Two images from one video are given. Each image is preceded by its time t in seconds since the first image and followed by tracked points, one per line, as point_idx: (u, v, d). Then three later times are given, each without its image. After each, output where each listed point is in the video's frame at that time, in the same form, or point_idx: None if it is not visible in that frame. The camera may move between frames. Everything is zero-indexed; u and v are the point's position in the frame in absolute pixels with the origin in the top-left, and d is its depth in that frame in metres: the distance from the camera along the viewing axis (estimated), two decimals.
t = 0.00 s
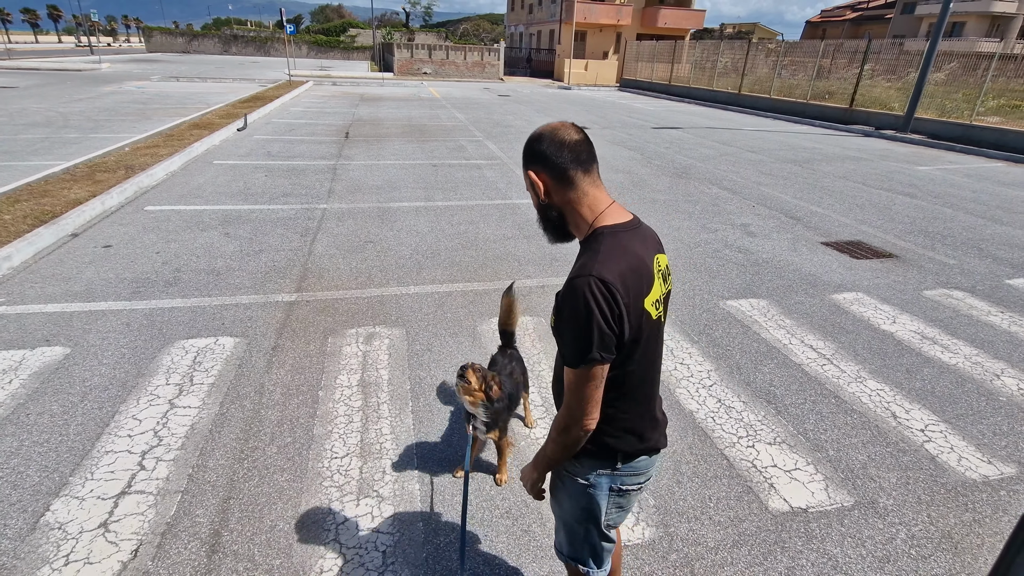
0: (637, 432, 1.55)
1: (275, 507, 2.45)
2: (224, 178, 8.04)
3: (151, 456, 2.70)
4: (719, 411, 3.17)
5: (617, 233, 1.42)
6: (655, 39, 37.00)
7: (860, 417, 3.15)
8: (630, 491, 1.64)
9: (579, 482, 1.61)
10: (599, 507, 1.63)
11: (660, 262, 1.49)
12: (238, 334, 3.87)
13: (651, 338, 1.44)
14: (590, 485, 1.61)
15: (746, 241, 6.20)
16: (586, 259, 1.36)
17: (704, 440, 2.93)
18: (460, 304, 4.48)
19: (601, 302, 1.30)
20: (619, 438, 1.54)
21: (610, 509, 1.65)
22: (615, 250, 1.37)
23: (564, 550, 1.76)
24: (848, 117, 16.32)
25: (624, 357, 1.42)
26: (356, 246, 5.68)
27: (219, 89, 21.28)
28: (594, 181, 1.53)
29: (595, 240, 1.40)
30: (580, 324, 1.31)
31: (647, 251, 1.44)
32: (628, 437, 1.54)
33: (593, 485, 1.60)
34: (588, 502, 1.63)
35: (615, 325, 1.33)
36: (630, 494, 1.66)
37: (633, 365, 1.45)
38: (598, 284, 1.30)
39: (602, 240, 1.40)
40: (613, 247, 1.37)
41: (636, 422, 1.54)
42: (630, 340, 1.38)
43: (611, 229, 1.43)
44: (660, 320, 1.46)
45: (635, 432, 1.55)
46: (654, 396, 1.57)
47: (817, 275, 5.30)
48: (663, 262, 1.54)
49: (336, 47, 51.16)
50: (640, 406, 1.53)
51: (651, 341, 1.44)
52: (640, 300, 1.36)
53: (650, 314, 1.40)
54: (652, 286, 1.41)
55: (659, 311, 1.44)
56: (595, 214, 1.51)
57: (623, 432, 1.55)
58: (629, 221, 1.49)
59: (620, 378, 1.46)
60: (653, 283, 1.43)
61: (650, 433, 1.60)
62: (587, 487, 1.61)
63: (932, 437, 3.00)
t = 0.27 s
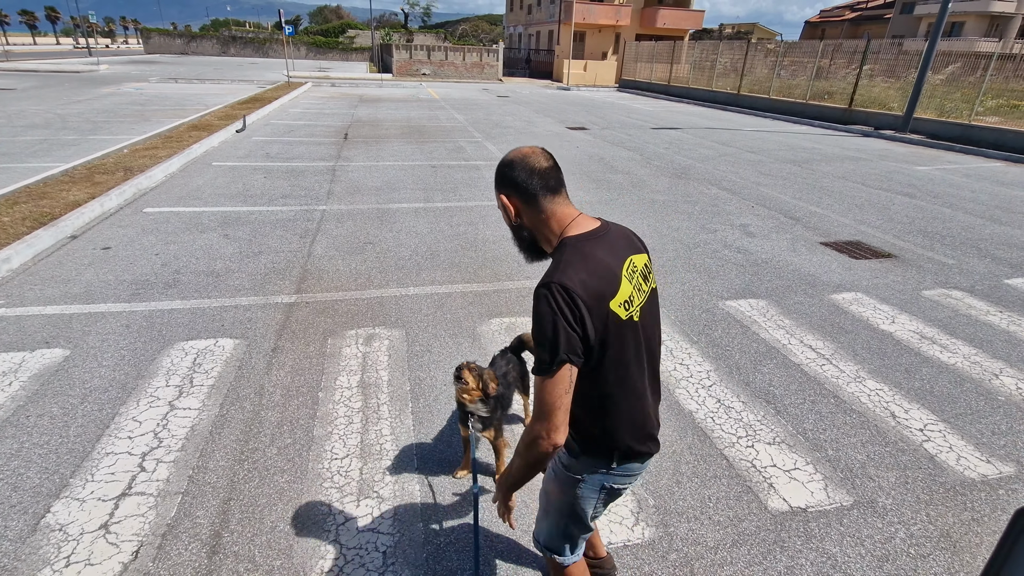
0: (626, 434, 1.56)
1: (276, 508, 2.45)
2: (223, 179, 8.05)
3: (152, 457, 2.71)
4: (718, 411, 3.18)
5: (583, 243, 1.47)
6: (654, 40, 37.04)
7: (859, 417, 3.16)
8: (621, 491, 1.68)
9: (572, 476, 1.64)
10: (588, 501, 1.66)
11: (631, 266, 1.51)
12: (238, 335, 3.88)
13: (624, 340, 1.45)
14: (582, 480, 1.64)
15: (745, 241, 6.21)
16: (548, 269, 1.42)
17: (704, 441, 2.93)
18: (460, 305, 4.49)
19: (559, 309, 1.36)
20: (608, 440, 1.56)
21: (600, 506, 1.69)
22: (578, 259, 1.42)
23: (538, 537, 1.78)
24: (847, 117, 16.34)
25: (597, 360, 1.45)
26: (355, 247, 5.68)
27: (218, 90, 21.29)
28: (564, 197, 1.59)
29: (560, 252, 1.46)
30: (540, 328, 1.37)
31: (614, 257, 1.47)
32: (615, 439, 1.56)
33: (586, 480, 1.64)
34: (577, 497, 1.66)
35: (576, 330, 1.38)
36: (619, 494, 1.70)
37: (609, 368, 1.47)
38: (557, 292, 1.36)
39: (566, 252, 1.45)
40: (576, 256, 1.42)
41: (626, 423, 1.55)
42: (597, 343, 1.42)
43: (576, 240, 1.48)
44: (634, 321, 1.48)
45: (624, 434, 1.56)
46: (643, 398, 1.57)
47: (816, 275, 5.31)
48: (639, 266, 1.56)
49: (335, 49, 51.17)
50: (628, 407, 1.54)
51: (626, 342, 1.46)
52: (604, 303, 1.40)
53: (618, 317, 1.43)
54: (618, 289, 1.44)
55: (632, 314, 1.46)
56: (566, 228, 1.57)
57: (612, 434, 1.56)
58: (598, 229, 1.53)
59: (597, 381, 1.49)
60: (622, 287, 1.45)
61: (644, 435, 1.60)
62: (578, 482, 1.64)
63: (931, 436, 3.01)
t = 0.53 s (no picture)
0: (632, 428, 1.69)
1: (278, 508, 2.46)
2: (224, 181, 8.06)
3: (154, 458, 2.71)
4: (719, 411, 3.18)
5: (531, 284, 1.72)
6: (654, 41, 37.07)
7: (860, 416, 3.16)
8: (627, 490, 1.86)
9: (593, 473, 1.78)
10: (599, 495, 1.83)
11: (579, 285, 1.72)
12: (240, 336, 3.88)
13: (588, 343, 1.63)
14: (601, 476, 1.78)
15: (745, 241, 6.21)
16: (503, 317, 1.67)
17: (705, 441, 2.94)
18: (461, 306, 4.49)
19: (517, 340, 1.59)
20: (616, 436, 1.71)
21: (610, 497, 1.87)
22: (528, 296, 1.67)
23: (532, 525, 1.91)
24: (848, 117, 16.34)
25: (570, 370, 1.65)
26: (356, 248, 5.69)
27: (218, 92, 21.30)
28: (513, 255, 1.88)
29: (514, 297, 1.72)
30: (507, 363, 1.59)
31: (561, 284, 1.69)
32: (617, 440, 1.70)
33: (606, 478, 1.78)
34: (594, 492, 1.81)
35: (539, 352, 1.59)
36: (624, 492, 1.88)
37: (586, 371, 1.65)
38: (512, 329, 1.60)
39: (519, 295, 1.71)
40: (527, 294, 1.68)
41: (628, 417, 1.69)
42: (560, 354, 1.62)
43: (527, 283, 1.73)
44: (595, 326, 1.66)
45: (630, 426, 1.69)
46: (638, 390, 1.70)
47: (817, 275, 5.31)
48: (590, 284, 1.76)
49: (335, 50, 51.23)
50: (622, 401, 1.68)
51: (592, 347, 1.64)
52: (557, 321, 1.61)
53: (575, 326, 1.62)
54: (569, 305, 1.65)
55: (590, 320, 1.65)
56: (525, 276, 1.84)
57: (619, 432, 1.70)
58: (542, 268, 1.78)
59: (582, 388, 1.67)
60: (572, 304, 1.66)
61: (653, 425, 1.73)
62: (598, 478, 1.78)
63: (932, 436, 3.01)
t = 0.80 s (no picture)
0: (617, 372, 1.81)
1: (278, 508, 2.46)
2: (225, 182, 8.08)
3: (154, 458, 2.71)
4: (720, 412, 3.17)
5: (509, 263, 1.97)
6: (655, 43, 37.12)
7: (862, 418, 3.15)
8: (636, 440, 1.93)
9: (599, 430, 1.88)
10: (609, 454, 1.91)
11: (551, 258, 1.97)
12: (240, 337, 3.89)
13: (559, 298, 1.82)
14: (606, 433, 1.88)
15: (746, 243, 6.20)
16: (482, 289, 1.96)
17: (705, 442, 2.93)
18: (462, 306, 4.49)
19: (491, 304, 1.85)
20: (605, 385, 1.83)
21: (623, 455, 1.95)
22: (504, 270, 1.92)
23: (556, 505, 1.99)
24: (849, 118, 16.33)
25: (545, 325, 1.83)
26: (357, 249, 5.70)
27: (220, 93, 21.35)
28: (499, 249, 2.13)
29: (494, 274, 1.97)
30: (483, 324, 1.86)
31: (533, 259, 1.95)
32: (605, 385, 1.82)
33: (611, 432, 1.88)
34: (603, 449, 1.89)
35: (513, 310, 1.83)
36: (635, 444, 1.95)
37: (562, 324, 1.82)
38: (488, 297, 1.87)
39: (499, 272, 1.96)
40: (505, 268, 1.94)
41: (610, 364, 1.82)
42: (534, 310, 1.82)
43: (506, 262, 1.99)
44: (565, 284, 1.86)
45: (615, 372, 1.82)
46: (617, 340, 1.84)
47: (818, 276, 5.30)
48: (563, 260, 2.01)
49: (337, 52, 51.35)
50: (601, 349, 1.82)
51: (564, 302, 1.83)
52: (527, 282, 1.85)
53: (546, 286, 1.84)
54: (540, 270, 1.89)
55: (559, 280, 1.87)
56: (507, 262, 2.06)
57: (605, 380, 1.82)
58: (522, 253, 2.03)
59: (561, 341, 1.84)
60: (543, 270, 1.90)
61: (638, 372, 1.84)
62: (603, 436, 1.88)
63: (934, 438, 3.00)
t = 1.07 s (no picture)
0: (599, 344, 1.86)
1: (278, 508, 2.45)
2: (229, 182, 8.09)
3: (155, 457, 2.71)
4: (722, 414, 3.16)
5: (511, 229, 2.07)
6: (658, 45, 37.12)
7: (864, 421, 3.13)
8: (616, 417, 1.96)
9: (578, 400, 1.91)
10: (588, 427, 1.94)
11: (551, 235, 2.07)
12: (242, 336, 3.89)
13: (550, 266, 1.91)
14: (584, 404, 1.91)
15: (749, 245, 6.19)
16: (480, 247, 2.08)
17: (708, 444, 2.92)
18: (463, 307, 4.49)
19: (486, 260, 1.96)
20: (586, 353, 1.87)
21: (601, 431, 1.97)
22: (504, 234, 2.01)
23: (536, 477, 2.01)
24: (852, 121, 16.30)
25: (533, 288, 1.91)
26: (359, 250, 5.70)
27: (224, 93, 21.42)
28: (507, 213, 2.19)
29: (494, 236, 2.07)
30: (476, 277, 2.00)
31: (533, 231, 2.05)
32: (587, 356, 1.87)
33: (590, 404, 1.91)
34: (582, 421, 1.92)
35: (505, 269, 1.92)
36: (615, 421, 1.97)
37: (550, 290, 1.89)
38: (484, 254, 1.97)
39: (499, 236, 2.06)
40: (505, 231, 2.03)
41: (592, 334, 1.87)
42: (525, 274, 1.91)
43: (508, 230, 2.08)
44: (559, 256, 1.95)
45: (597, 343, 1.86)
46: (603, 314, 1.90)
47: (821, 279, 5.28)
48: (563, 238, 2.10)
49: (341, 53, 51.46)
50: (585, 319, 1.87)
51: (556, 271, 1.91)
52: (523, 248, 1.94)
53: (540, 254, 1.93)
54: (537, 241, 1.99)
55: (553, 252, 1.96)
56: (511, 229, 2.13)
57: (587, 350, 1.87)
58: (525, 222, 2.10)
59: (548, 307, 1.91)
60: (540, 242, 2.00)
61: (619, 347, 1.88)
62: (582, 407, 1.91)
63: (937, 441, 2.98)
